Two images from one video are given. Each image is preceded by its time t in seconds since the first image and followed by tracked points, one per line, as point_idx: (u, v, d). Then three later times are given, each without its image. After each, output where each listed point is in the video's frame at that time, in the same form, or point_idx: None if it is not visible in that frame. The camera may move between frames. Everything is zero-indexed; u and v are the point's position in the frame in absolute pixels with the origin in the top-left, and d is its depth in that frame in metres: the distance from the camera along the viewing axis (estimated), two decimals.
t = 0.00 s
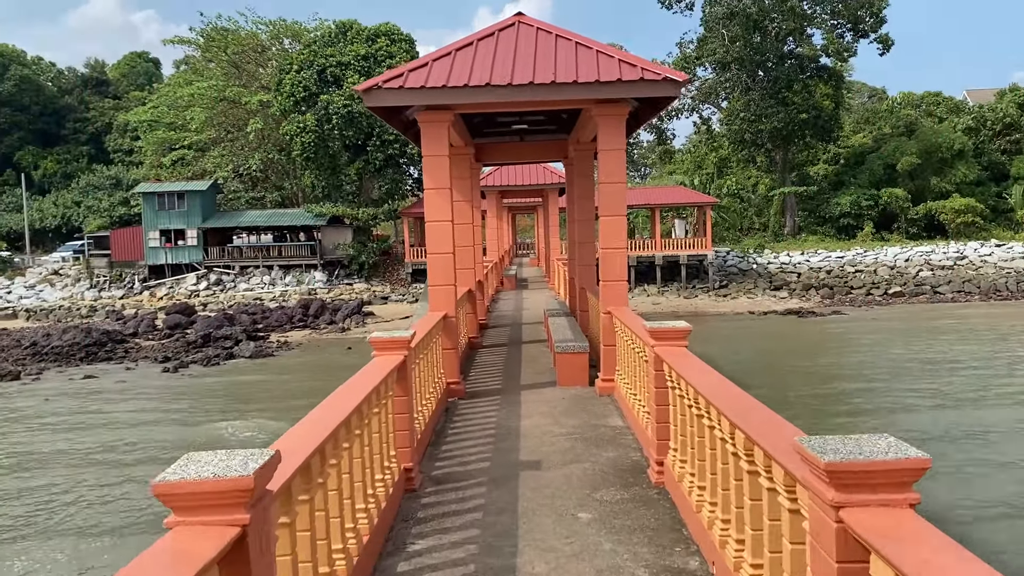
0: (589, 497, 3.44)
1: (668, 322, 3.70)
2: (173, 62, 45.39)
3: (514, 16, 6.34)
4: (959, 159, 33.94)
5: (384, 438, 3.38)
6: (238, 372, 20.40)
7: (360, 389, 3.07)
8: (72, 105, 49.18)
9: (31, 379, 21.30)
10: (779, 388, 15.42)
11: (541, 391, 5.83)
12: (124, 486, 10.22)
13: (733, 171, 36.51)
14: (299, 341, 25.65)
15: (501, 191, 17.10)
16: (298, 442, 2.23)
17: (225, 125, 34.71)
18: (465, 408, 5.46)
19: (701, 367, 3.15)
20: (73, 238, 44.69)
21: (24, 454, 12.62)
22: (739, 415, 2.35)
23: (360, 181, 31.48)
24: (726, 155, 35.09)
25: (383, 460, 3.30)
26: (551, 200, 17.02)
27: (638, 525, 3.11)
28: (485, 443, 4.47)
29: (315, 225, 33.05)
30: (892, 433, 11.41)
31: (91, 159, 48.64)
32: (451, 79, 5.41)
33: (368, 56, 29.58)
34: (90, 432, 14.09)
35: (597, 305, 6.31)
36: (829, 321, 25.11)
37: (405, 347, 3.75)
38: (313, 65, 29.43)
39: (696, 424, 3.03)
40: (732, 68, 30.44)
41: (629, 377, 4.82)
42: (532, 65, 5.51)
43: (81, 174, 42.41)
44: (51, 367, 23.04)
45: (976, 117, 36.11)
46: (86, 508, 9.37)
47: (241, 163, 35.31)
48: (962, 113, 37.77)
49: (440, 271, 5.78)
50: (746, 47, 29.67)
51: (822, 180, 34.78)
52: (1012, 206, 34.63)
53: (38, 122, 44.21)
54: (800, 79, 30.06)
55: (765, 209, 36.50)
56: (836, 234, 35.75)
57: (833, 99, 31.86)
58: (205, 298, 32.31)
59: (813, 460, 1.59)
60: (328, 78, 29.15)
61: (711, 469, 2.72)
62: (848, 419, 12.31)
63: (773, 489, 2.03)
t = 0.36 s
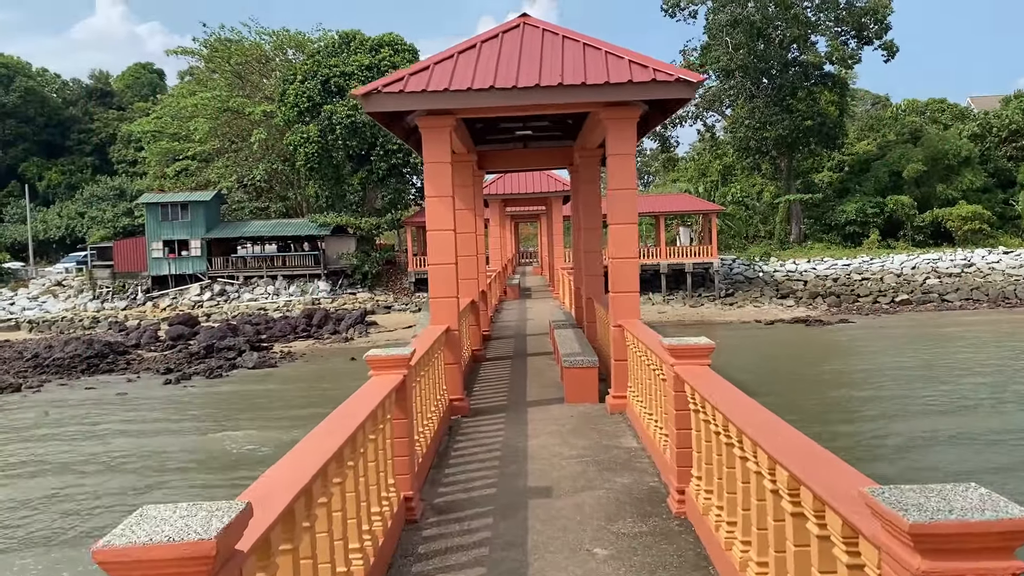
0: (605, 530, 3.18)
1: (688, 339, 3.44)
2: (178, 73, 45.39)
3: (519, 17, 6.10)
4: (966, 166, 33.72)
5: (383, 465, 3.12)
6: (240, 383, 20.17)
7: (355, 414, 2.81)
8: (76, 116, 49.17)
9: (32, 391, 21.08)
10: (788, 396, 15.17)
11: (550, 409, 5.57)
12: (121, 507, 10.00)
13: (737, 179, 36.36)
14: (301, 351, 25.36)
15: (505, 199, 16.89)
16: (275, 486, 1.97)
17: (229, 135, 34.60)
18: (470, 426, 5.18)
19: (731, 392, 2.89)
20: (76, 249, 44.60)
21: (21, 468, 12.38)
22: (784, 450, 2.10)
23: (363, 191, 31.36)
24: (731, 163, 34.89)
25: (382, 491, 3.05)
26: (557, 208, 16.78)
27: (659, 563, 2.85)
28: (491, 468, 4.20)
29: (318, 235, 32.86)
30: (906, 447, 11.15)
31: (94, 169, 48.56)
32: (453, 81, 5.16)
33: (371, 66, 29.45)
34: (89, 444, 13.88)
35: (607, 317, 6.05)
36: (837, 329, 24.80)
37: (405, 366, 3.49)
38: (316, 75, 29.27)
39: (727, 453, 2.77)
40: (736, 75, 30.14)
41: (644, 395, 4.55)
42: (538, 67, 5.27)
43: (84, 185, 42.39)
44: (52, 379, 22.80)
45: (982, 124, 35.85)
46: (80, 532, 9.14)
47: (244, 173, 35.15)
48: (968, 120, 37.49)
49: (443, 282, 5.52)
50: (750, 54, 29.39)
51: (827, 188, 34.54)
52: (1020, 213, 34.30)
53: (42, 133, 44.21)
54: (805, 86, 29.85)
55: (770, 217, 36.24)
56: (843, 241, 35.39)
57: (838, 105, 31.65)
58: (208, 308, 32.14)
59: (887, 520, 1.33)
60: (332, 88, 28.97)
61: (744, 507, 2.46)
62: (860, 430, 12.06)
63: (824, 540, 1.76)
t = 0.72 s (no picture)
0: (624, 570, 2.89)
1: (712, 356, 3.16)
2: (178, 80, 45.19)
3: (525, 13, 5.83)
4: (971, 173, 33.41)
5: (379, 500, 2.82)
6: (239, 393, 19.89)
7: (347, 444, 2.52)
8: (76, 122, 48.92)
9: (28, 401, 20.79)
10: (795, 405, 14.92)
11: (557, 426, 5.27)
12: (113, 528, 9.71)
13: (741, 185, 36.15)
14: (301, 360, 25.02)
15: (508, 205, 16.62)
16: (244, 540, 1.67)
17: (229, 141, 34.33)
18: (473, 446, 4.87)
19: (767, 419, 2.61)
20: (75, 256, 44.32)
21: (14, 484, 12.11)
22: (845, 498, 1.82)
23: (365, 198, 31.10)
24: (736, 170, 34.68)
25: (377, 529, 2.74)
26: (560, 214, 16.47)
27: None
28: (496, 494, 3.90)
29: (318, 242, 32.57)
30: (918, 459, 10.88)
31: (96, 176, 48.36)
32: (455, 79, 4.87)
33: (373, 72, 29.18)
34: (83, 458, 13.59)
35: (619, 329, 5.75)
36: (844, 336, 24.47)
37: (403, 387, 3.19)
38: (318, 80, 29.00)
39: (764, 488, 2.48)
40: (741, 81, 29.84)
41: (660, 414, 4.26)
42: (546, 65, 4.98)
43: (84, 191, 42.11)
44: (49, 389, 22.49)
45: (987, 130, 35.56)
46: (70, 556, 8.86)
47: (245, 180, 34.85)
48: (973, 126, 37.20)
49: (444, 292, 5.21)
50: (755, 60, 29.09)
51: (831, 194, 34.29)
52: None
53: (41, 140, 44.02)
54: (810, 92, 29.55)
55: (775, 223, 35.97)
56: (848, 248, 35.06)
57: (843, 111, 31.37)
58: (208, 316, 31.87)
59: None
60: (333, 93, 28.70)
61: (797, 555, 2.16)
62: (870, 442, 11.81)
63: None
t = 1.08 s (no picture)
0: None
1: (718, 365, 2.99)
2: (175, 81, 45.01)
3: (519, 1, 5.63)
4: (969, 175, 33.25)
5: (350, 523, 2.64)
6: (232, 394, 19.70)
7: (319, 460, 2.34)
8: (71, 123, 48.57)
9: (19, 403, 20.55)
10: (793, 408, 14.79)
11: (553, 434, 5.06)
12: (97, 529, 9.52)
13: (738, 188, 36.08)
14: (295, 362, 24.79)
15: (505, 206, 16.44)
16: None
17: (225, 142, 34.11)
18: (462, 457, 4.68)
19: (782, 436, 2.44)
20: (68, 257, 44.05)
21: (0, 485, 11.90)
22: (874, 526, 1.64)
23: (360, 200, 30.90)
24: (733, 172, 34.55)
25: (345, 555, 2.57)
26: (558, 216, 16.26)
27: None
28: (486, 511, 3.71)
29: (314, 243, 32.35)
30: (917, 463, 10.71)
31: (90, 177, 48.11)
32: (444, 68, 4.66)
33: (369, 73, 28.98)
34: (70, 458, 13.40)
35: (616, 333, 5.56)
36: (841, 339, 24.31)
37: (383, 397, 3.01)
38: (313, 81, 28.80)
39: (783, 515, 2.32)
40: (738, 83, 29.72)
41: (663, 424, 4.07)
42: (540, 53, 4.78)
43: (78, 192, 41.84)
44: (40, 390, 22.26)
45: (985, 132, 35.42)
46: (52, 558, 8.66)
47: (240, 181, 34.58)
48: (971, 129, 37.05)
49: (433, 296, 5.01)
50: (752, 61, 28.92)
51: (828, 196, 34.14)
52: None
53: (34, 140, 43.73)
54: (807, 94, 29.38)
55: (772, 225, 35.83)
56: (845, 251, 34.94)
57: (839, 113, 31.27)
58: (201, 318, 31.65)
59: None
60: (328, 94, 28.49)
61: None
62: (868, 446, 11.68)
63: None
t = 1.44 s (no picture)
0: None
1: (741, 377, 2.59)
2: (166, 78, 44.48)
3: None
4: (967, 176, 32.92)
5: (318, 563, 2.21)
6: (218, 394, 19.27)
7: (278, 491, 1.93)
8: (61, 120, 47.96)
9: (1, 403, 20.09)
10: (792, 409, 14.45)
11: (548, 447, 4.64)
12: (69, 533, 9.11)
13: (733, 188, 35.77)
14: (286, 363, 24.37)
15: (499, 205, 16.05)
16: None
17: (216, 140, 33.63)
18: (454, 472, 4.27)
19: (819, 462, 2.05)
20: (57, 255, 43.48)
21: None
22: None
23: (353, 198, 30.46)
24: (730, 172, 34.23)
25: None
26: (553, 214, 15.86)
27: None
28: (479, 534, 3.31)
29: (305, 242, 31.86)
30: (919, 464, 10.38)
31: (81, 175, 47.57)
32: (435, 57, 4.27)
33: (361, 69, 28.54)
34: (48, 459, 12.98)
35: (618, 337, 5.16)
36: (839, 341, 23.98)
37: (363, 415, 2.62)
38: (305, 77, 28.37)
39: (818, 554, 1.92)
40: (735, 82, 29.42)
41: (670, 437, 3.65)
42: (538, 42, 4.40)
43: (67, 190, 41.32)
44: (24, 391, 21.76)
45: (982, 133, 35.14)
46: (24, 562, 8.27)
47: (231, 179, 34.09)
48: (968, 130, 36.78)
49: (422, 296, 4.61)
50: (749, 60, 28.57)
51: (825, 197, 33.82)
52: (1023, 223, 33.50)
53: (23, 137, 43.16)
54: (805, 94, 29.02)
55: (768, 226, 35.52)
56: (842, 251, 34.62)
57: (837, 113, 30.98)
58: (191, 317, 31.18)
59: None
60: (320, 90, 28.07)
61: None
62: (872, 447, 11.34)
63: None
